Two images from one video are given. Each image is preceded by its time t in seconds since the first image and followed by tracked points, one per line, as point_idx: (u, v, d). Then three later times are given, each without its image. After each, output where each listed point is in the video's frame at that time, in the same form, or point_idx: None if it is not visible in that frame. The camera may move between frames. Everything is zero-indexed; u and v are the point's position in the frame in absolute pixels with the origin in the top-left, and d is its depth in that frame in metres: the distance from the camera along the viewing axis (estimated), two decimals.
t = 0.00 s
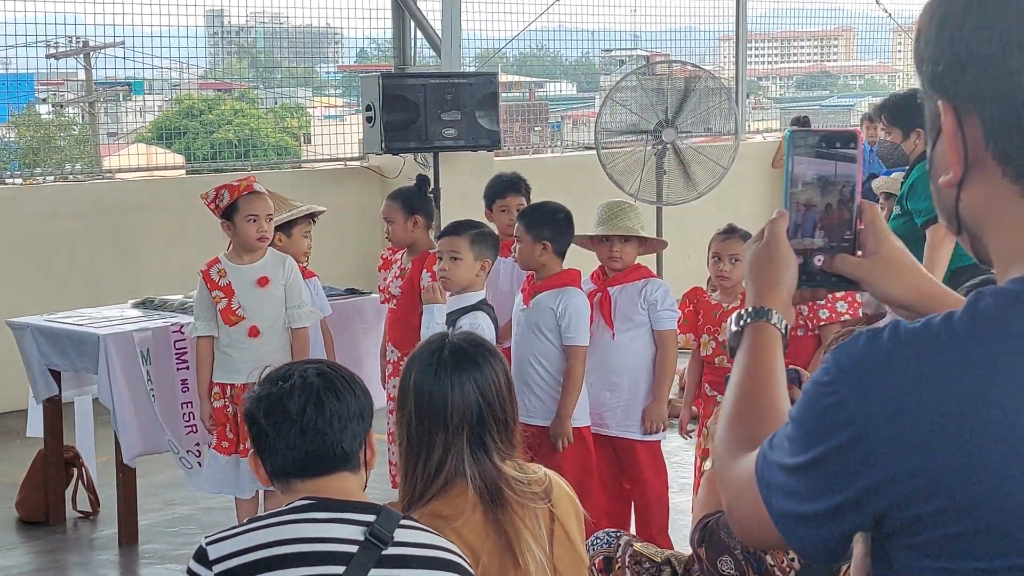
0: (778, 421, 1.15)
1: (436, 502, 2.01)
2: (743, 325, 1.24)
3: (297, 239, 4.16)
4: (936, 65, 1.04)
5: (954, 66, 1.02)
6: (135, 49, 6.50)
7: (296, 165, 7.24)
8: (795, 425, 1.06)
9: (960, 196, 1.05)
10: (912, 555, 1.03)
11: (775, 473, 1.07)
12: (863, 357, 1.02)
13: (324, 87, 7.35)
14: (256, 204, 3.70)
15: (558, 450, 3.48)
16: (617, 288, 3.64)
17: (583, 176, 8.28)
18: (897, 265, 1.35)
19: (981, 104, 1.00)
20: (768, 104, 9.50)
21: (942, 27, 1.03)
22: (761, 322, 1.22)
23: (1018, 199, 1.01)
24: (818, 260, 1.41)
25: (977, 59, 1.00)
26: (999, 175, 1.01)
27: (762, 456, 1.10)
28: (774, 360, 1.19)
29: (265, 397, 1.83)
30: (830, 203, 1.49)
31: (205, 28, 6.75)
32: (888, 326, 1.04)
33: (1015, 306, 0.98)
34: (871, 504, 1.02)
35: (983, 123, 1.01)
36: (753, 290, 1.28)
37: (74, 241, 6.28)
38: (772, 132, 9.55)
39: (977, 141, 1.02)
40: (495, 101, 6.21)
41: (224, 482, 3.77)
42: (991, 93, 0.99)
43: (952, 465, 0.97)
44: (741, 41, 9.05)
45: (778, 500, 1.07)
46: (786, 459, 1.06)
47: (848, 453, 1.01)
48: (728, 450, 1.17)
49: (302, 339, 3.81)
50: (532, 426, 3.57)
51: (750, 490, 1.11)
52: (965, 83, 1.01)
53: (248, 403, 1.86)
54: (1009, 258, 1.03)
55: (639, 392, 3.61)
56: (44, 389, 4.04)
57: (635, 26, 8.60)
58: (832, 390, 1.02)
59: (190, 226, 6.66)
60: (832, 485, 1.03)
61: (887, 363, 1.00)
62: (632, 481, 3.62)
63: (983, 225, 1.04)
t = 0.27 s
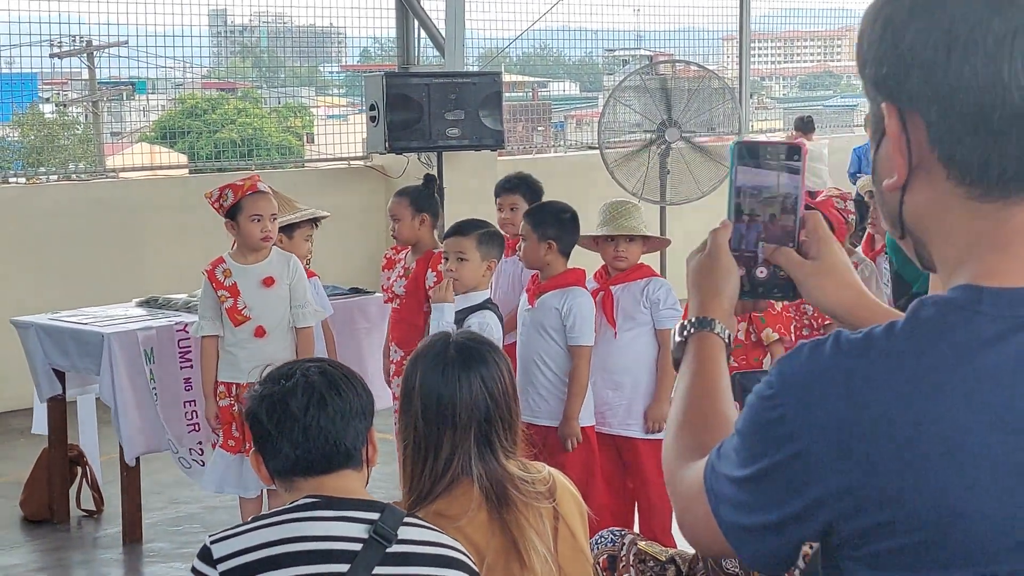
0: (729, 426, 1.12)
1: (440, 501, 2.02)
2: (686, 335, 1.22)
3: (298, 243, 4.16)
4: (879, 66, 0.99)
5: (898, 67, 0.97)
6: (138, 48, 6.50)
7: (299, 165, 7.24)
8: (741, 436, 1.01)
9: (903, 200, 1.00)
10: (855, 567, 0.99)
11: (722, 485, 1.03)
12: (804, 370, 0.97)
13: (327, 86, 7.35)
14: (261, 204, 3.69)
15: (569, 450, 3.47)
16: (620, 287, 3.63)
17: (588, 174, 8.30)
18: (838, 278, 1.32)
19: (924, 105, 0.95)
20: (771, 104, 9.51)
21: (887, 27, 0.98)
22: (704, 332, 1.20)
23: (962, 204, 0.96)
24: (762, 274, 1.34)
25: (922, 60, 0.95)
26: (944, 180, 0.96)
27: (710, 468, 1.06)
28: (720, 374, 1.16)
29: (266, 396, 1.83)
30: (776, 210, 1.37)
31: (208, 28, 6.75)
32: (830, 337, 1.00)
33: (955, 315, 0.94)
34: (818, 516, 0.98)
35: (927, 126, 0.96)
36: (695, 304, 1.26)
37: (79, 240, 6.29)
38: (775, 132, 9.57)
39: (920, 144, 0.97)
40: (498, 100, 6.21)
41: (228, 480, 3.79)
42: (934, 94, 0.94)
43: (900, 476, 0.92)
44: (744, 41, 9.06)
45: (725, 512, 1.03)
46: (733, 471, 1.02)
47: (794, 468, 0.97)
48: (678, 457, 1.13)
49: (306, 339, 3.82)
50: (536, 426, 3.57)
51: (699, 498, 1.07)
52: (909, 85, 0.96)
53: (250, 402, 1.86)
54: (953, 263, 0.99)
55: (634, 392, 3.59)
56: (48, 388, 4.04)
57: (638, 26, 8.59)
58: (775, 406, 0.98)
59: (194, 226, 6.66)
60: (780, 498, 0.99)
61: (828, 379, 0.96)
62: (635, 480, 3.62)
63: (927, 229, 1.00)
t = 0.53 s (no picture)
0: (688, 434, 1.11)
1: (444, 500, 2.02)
2: (646, 352, 1.21)
3: (295, 241, 4.17)
4: (826, 75, 0.99)
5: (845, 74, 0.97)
6: (141, 46, 6.50)
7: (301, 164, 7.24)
8: (699, 448, 1.00)
9: (853, 207, 0.99)
10: None
11: (683, 496, 1.02)
12: (756, 382, 0.97)
13: (329, 85, 7.35)
14: (259, 203, 3.69)
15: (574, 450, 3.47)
16: (623, 286, 3.64)
17: (590, 173, 8.32)
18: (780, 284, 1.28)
19: (871, 111, 0.95)
20: (773, 104, 9.51)
21: (832, 33, 0.98)
22: (664, 348, 1.20)
23: (911, 210, 0.96)
24: (723, 291, 1.36)
25: (868, 64, 0.95)
26: (893, 185, 0.96)
27: (672, 482, 1.04)
28: (680, 392, 1.16)
29: (268, 391, 1.83)
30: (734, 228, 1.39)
31: (211, 27, 6.75)
32: (782, 349, 0.99)
33: (903, 326, 0.94)
34: (777, 527, 0.97)
35: (874, 131, 0.95)
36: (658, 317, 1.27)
37: (82, 238, 6.30)
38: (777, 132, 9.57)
39: (869, 151, 0.96)
40: (501, 99, 6.21)
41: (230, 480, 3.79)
42: (880, 99, 0.94)
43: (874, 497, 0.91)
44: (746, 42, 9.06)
45: (688, 525, 1.02)
46: (692, 484, 1.01)
47: (752, 480, 0.96)
48: (637, 468, 1.13)
49: (307, 337, 3.82)
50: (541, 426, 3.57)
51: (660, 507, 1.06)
52: (856, 90, 0.96)
53: (250, 398, 1.86)
54: (905, 271, 0.98)
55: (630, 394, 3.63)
56: (50, 386, 4.04)
57: (640, 25, 8.59)
58: (730, 419, 0.97)
59: (196, 225, 6.67)
60: (740, 510, 0.98)
61: (781, 393, 0.95)
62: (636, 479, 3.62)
63: (880, 237, 0.99)
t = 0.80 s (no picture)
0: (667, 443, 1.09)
1: (448, 498, 2.01)
2: (627, 362, 1.18)
3: (297, 242, 4.19)
4: (795, 85, 0.96)
5: (814, 85, 0.94)
6: (145, 47, 6.52)
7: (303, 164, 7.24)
8: (678, 459, 0.97)
9: (829, 219, 0.97)
10: None
11: (665, 507, 0.99)
12: (732, 396, 0.94)
13: (332, 85, 7.35)
14: (253, 203, 3.70)
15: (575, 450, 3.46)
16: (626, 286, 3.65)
17: (593, 173, 8.33)
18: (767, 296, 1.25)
19: (842, 122, 0.92)
20: (776, 106, 9.51)
21: (799, 46, 0.95)
22: (646, 357, 1.18)
23: (886, 220, 0.93)
24: (701, 300, 1.27)
25: (836, 75, 0.92)
26: (867, 195, 0.93)
27: (654, 495, 1.02)
28: (663, 402, 1.14)
29: (251, 391, 1.83)
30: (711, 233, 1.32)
31: (214, 27, 6.74)
32: (759, 359, 0.96)
33: (882, 335, 0.90)
34: (759, 539, 0.93)
35: (847, 142, 0.93)
36: (637, 326, 1.23)
37: (84, 238, 6.30)
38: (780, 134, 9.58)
39: (842, 161, 0.94)
40: (505, 100, 6.21)
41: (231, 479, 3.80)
42: (850, 110, 0.91)
43: (859, 514, 0.88)
44: (750, 43, 9.06)
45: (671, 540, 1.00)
46: (675, 496, 0.98)
47: (728, 493, 0.93)
48: (628, 472, 1.09)
49: (308, 338, 3.80)
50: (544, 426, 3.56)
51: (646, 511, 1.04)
52: (826, 102, 0.93)
53: (235, 400, 1.87)
54: (883, 281, 0.96)
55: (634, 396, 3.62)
56: (54, 385, 4.04)
57: (643, 27, 8.58)
58: (705, 432, 0.94)
59: (198, 225, 6.67)
60: (720, 522, 0.95)
61: (756, 406, 0.92)
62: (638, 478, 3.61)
63: (855, 247, 0.97)
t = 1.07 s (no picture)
0: (671, 423, 1.08)
1: (453, 497, 2.00)
2: (626, 341, 1.17)
3: (310, 237, 4.12)
4: (785, 92, 0.96)
5: (804, 91, 0.94)
6: (147, 45, 6.51)
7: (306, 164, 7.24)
8: (675, 452, 0.97)
9: (823, 224, 0.96)
10: None
11: (664, 503, 0.99)
12: (728, 396, 0.93)
13: (334, 85, 7.36)
14: (247, 203, 3.69)
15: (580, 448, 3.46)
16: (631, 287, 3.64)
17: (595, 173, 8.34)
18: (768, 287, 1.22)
19: (833, 127, 0.92)
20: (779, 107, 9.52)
21: (787, 58, 0.96)
22: (644, 336, 1.15)
23: (880, 222, 0.92)
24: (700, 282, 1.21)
25: (824, 81, 0.92)
26: (861, 198, 0.93)
27: (653, 490, 1.01)
28: (662, 380, 1.12)
29: (232, 393, 1.78)
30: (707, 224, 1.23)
31: (217, 25, 6.74)
32: (754, 360, 0.96)
33: (877, 338, 0.90)
34: (758, 534, 0.94)
35: (838, 146, 0.92)
36: (635, 304, 1.21)
37: (88, 236, 6.30)
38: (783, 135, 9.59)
39: (835, 166, 0.93)
40: (509, 100, 6.21)
41: (230, 478, 3.78)
42: (840, 115, 0.91)
43: (853, 517, 0.88)
44: (753, 44, 9.07)
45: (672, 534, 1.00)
46: (672, 490, 0.98)
47: (724, 490, 0.93)
48: (625, 450, 1.09)
49: (307, 336, 3.78)
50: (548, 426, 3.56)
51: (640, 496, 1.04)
52: (816, 107, 0.93)
53: (222, 404, 1.82)
54: (877, 285, 0.95)
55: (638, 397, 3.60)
56: (57, 383, 4.04)
57: (647, 27, 8.58)
58: (701, 431, 0.94)
59: (200, 224, 6.67)
60: (719, 516, 0.95)
61: (753, 405, 0.92)
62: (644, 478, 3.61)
63: (849, 253, 0.96)
